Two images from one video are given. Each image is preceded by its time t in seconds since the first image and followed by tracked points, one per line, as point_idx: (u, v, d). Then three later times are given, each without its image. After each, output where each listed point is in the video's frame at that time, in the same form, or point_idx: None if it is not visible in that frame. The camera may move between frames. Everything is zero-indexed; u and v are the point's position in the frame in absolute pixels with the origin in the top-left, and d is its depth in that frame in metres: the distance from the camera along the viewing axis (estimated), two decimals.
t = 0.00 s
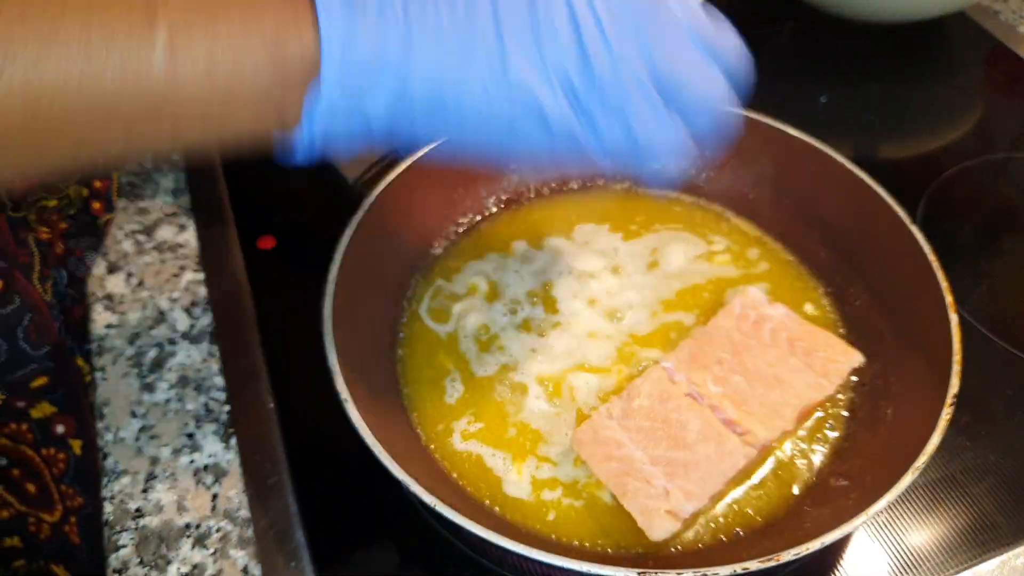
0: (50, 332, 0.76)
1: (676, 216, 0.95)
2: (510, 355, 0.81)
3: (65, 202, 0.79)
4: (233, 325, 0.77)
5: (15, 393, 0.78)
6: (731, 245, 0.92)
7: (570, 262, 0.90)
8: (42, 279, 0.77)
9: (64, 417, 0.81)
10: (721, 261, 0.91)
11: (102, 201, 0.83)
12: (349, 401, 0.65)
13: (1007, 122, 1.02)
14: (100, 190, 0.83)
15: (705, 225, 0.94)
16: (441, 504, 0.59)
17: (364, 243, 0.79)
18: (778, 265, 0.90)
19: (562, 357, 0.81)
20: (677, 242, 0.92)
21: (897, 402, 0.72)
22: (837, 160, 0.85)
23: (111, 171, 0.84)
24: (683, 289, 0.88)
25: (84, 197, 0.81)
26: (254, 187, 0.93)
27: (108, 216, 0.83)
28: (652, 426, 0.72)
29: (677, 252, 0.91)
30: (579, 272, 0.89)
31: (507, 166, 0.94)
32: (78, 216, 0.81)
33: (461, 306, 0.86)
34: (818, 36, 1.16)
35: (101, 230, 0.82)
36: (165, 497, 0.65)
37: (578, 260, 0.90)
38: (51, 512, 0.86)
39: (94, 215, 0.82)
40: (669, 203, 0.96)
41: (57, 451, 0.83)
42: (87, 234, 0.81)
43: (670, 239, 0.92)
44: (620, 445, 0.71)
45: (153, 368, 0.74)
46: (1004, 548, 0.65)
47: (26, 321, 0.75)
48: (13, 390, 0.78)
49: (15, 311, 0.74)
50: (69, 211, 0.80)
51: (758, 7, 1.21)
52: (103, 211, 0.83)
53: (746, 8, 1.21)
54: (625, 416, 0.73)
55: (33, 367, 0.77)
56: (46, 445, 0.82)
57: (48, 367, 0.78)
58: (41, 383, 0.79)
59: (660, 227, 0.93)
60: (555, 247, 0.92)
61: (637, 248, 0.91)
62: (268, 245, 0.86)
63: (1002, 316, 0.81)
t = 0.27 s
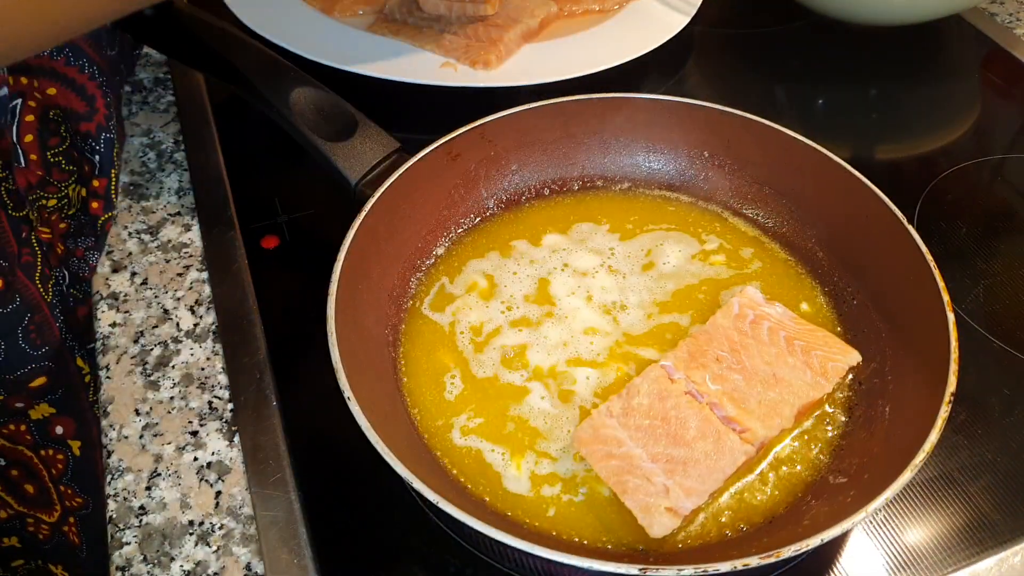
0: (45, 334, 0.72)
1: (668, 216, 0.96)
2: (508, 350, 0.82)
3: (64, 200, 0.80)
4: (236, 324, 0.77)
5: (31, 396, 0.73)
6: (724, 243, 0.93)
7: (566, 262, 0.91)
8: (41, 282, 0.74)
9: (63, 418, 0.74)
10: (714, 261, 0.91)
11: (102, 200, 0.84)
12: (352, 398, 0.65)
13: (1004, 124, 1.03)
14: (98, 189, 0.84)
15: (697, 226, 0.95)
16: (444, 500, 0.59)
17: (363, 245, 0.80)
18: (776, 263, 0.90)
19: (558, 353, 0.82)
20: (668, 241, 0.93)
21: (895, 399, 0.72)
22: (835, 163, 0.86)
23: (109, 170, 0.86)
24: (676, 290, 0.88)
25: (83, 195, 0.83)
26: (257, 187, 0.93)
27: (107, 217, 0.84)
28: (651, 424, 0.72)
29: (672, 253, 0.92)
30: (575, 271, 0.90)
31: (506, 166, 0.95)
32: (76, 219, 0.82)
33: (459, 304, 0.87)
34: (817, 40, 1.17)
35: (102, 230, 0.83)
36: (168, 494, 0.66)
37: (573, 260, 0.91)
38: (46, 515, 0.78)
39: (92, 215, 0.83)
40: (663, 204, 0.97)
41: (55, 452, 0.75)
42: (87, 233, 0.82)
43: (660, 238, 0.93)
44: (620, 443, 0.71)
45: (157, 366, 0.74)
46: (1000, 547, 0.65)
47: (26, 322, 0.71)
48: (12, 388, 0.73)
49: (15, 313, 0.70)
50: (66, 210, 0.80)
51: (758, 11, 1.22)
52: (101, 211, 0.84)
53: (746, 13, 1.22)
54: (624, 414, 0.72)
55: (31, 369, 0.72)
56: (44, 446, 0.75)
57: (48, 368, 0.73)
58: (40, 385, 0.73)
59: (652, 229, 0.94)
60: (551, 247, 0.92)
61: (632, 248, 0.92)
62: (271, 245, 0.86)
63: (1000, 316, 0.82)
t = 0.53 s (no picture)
0: (48, 326, 0.75)
1: (664, 213, 0.96)
2: (508, 347, 0.82)
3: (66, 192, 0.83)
4: (237, 322, 0.77)
5: (32, 388, 0.78)
6: (717, 239, 0.93)
7: (567, 260, 0.91)
8: (45, 274, 0.76)
9: (64, 412, 0.78)
10: (713, 260, 0.91)
11: (97, 190, 0.83)
12: (353, 401, 0.65)
13: (1006, 123, 1.03)
14: (94, 179, 0.83)
15: (692, 222, 0.95)
16: (444, 505, 0.59)
17: (363, 246, 0.80)
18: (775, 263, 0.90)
19: (559, 350, 0.82)
20: (666, 239, 0.93)
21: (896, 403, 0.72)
22: (838, 162, 0.86)
23: (105, 159, 0.84)
24: (674, 289, 0.88)
25: (80, 186, 0.82)
26: (260, 190, 0.94)
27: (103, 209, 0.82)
28: (652, 427, 0.72)
29: (672, 250, 0.92)
30: (575, 269, 0.90)
31: (508, 163, 0.95)
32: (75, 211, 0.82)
33: (459, 300, 0.87)
34: (819, 40, 1.17)
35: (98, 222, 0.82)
36: (169, 494, 0.66)
37: (574, 257, 0.91)
38: (52, 506, 0.85)
39: (88, 206, 0.82)
40: (660, 201, 0.97)
41: (57, 446, 0.80)
42: (83, 225, 0.82)
43: (656, 235, 0.93)
44: (620, 447, 0.71)
45: (157, 366, 0.74)
46: (1001, 547, 0.65)
47: (30, 313, 0.74)
48: (14, 380, 0.77)
49: (17, 303, 0.73)
50: (68, 203, 0.82)
51: (759, 10, 1.22)
52: (97, 202, 0.83)
53: (747, 13, 1.22)
54: (624, 418, 0.72)
55: (32, 360, 0.75)
56: (47, 439, 0.80)
57: (51, 361, 0.76)
58: (42, 377, 0.77)
59: (646, 225, 0.94)
60: (552, 245, 0.92)
61: (628, 245, 0.92)
62: (272, 244, 0.88)
63: (1001, 316, 0.82)
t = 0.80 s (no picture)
0: (48, 324, 0.75)
1: (665, 213, 0.96)
2: (509, 345, 0.82)
3: (66, 190, 0.83)
4: (237, 321, 0.77)
5: (31, 389, 0.77)
6: (717, 238, 0.93)
7: (568, 259, 0.90)
8: (44, 272, 0.76)
9: (63, 414, 0.79)
10: (714, 260, 0.91)
11: (96, 187, 0.82)
12: (353, 399, 0.65)
13: (1009, 122, 1.03)
14: (92, 177, 0.82)
15: (692, 221, 0.95)
16: (443, 504, 0.59)
17: (364, 245, 0.80)
18: (777, 264, 0.90)
19: (559, 349, 0.81)
20: (667, 238, 0.93)
21: (897, 404, 0.72)
22: (841, 162, 0.85)
23: (104, 156, 0.83)
24: (675, 288, 0.88)
25: (80, 183, 0.82)
26: (260, 188, 0.94)
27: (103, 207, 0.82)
28: (652, 428, 0.72)
29: (673, 250, 0.91)
30: (576, 268, 0.89)
31: (510, 162, 0.95)
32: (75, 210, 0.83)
33: (460, 298, 0.87)
34: (822, 39, 1.16)
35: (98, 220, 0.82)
36: (169, 492, 0.66)
37: (575, 257, 0.91)
38: (50, 508, 0.85)
39: (87, 204, 0.81)
40: (661, 201, 0.97)
41: (57, 447, 0.81)
42: (83, 223, 0.82)
43: (657, 235, 0.93)
44: (620, 447, 0.70)
45: (158, 365, 0.74)
46: (1003, 548, 0.65)
47: (30, 311, 0.73)
48: (13, 380, 0.76)
49: (17, 299, 0.72)
50: (67, 201, 0.83)
51: (761, 9, 1.22)
52: (96, 200, 0.82)
53: (750, 11, 1.21)
54: (625, 418, 0.72)
55: (32, 359, 0.75)
56: (46, 441, 0.81)
57: (50, 359, 0.76)
58: (40, 377, 0.76)
59: (646, 224, 0.94)
60: (553, 243, 0.92)
61: (628, 244, 0.92)
62: (272, 242, 0.87)
63: (1004, 316, 0.82)
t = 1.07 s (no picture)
0: (45, 327, 0.74)
1: (661, 213, 0.96)
2: (505, 346, 0.82)
3: (64, 193, 0.82)
4: (233, 322, 0.77)
5: (29, 393, 0.76)
6: (713, 238, 0.93)
7: (564, 260, 0.90)
8: (40, 274, 0.76)
9: (61, 418, 0.79)
10: (710, 260, 0.91)
11: (94, 191, 0.82)
12: (347, 399, 0.65)
13: (1005, 121, 1.03)
14: (91, 180, 0.82)
15: (688, 221, 0.95)
16: (437, 505, 0.59)
17: (360, 246, 0.80)
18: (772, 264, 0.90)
19: (555, 350, 0.82)
20: (663, 238, 0.93)
21: (893, 404, 0.72)
22: (836, 162, 0.85)
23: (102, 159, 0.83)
24: (671, 289, 0.88)
25: (76, 186, 0.82)
26: (257, 189, 0.94)
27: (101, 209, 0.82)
28: (646, 428, 0.72)
29: (669, 250, 0.92)
30: (572, 269, 0.89)
31: (507, 162, 0.95)
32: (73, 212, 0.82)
33: (456, 299, 0.87)
34: (818, 38, 1.16)
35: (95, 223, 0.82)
36: (165, 494, 0.66)
37: (571, 258, 0.91)
38: (49, 511, 0.86)
39: (85, 207, 0.82)
40: (658, 202, 0.97)
41: (56, 451, 0.80)
42: (80, 226, 0.81)
43: (653, 235, 0.93)
44: (614, 447, 0.71)
45: (154, 366, 0.74)
46: (999, 546, 0.65)
47: (27, 314, 0.73)
48: (11, 384, 0.75)
49: (15, 303, 0.72)
50: (65, 204, 0.82)
51: (758, 9, 1.22)
52: (94, 203, 0.82)
53: (746, 11, 1.21)
54: (619, 418, 0.72)
55: (30, 363, 0.74)
56: (45, 445, 0.80)
57: (47, 362, 0.75)
58: (39, 380, 0.76)
59: (642, 225, 0.94)
60: (549, 244, 0.92)
61: (624, 245, 0.92)
62: (268, 244, 0.87)
63: (1000, 314, 0.82)
